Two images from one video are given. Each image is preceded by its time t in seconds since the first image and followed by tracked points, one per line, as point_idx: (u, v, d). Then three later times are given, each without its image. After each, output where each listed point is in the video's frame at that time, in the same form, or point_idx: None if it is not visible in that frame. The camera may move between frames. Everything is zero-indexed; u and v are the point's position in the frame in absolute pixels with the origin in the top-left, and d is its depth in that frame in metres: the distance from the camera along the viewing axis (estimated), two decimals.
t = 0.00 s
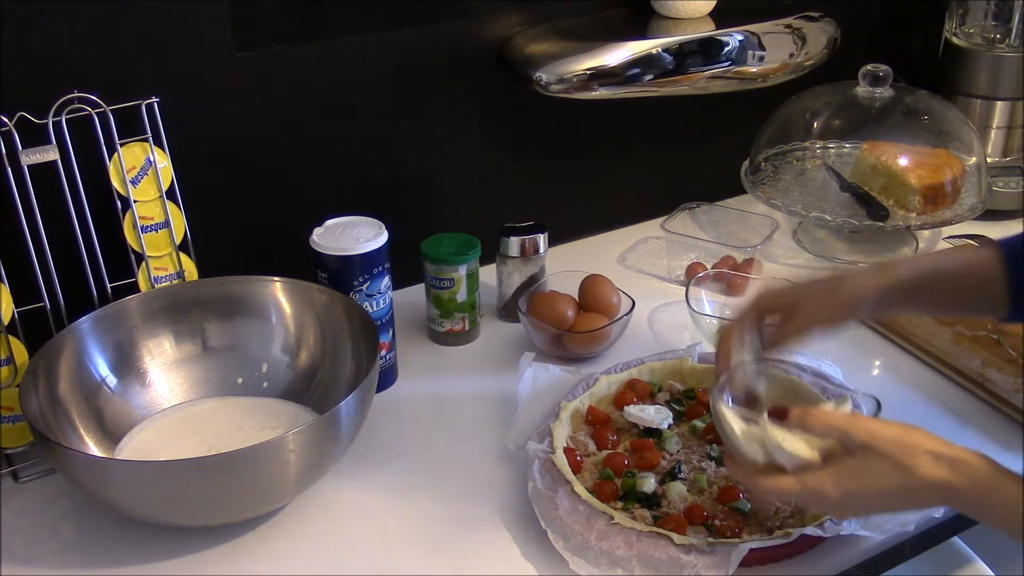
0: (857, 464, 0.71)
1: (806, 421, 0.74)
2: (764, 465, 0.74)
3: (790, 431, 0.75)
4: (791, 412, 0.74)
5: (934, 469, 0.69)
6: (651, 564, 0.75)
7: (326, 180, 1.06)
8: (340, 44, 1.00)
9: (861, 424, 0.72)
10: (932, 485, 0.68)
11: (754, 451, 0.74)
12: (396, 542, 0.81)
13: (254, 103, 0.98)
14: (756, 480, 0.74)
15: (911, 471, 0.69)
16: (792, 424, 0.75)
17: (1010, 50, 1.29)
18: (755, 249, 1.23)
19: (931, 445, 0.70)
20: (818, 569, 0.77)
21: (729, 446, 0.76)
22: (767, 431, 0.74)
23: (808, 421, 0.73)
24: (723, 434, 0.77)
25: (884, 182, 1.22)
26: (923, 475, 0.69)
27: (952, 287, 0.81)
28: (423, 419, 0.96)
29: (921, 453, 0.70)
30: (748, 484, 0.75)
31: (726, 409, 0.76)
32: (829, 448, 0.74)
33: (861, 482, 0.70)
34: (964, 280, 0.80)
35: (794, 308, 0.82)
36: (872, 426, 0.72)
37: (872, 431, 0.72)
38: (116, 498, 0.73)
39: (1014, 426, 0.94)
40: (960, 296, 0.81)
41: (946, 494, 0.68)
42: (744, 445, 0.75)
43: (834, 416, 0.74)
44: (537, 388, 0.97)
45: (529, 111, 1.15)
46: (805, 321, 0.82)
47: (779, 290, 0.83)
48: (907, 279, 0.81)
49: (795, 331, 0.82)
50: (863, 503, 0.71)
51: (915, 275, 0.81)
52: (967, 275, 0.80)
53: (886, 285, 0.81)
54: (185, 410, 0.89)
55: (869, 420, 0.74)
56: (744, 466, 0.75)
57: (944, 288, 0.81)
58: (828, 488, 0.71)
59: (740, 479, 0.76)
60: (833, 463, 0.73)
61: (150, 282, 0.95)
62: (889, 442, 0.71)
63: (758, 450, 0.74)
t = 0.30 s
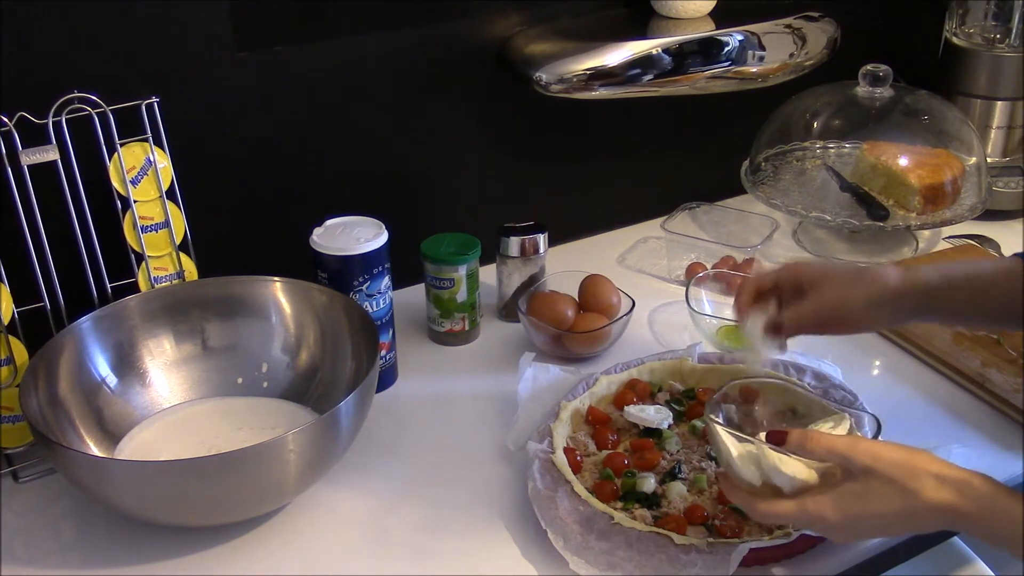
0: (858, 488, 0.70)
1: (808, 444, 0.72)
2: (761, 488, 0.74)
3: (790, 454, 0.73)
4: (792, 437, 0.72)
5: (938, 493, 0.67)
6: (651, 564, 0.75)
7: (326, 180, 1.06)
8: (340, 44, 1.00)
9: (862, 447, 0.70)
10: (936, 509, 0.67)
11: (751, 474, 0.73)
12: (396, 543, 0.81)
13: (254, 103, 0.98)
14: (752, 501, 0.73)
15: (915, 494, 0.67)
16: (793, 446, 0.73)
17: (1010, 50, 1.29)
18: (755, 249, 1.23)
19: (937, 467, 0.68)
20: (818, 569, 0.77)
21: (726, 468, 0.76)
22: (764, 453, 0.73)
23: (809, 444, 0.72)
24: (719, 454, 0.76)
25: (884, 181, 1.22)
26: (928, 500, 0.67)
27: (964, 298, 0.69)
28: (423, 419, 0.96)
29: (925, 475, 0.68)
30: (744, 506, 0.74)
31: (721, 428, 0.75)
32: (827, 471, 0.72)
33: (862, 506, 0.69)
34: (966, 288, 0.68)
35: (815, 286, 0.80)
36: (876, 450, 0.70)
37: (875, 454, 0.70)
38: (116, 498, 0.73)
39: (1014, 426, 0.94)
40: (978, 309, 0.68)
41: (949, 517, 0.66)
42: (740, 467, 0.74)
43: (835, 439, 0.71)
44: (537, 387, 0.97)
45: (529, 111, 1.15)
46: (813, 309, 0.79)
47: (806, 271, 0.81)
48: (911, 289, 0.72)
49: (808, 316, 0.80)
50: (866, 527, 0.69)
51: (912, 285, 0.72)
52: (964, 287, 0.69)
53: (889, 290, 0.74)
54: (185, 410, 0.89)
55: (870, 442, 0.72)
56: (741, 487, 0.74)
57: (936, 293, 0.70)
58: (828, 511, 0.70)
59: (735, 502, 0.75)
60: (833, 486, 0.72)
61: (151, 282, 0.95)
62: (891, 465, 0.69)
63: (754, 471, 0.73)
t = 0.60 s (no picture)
0: (855, 476, 0.70)
1: (805, 430, 0.70)
2: (760, 469, 0.73)
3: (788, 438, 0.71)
4: (789, 422, 0.71)
5: (933, 483, 0.68)
6: (651, 564, 0.75)
7: (325, 180, 1.06)
8: (340, 44, 1.00)
9: (861, 434, 0.70)
10: (931, 500, 0.68)
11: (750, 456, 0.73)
12: (396, 543, 0.81)
13: (254, 103, 0.98)
14: (750, 483, 0.74)
15: (911, 484, 0.68)
16: (791, 431, 0.71)
17: (1009, 50, 1.28)
18: (755, 249, 1.23)
19: (935, 458, 0.69)
20: (818, 569, 0.77)
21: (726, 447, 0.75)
22: (764, 436, 0.71)
23: (806, 431, 0.70)
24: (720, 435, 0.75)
25: (884, 181, 1.22)
26: (924, 491, 0.68)
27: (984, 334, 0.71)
28: (423, 419, 0.96)
29: (923, 466, 0.69)
30: (744, 487, 0.74)
31: (722, 411, 0.74)
32: (827, 454, 0.72)
33: (860, 494, 0.70)
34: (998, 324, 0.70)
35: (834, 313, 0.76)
36: (875, 438, 0.70)
37: (873, 441, 0.70)
38: (117, 498, 0.73)
39: (1014, 426, 0.94)
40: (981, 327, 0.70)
41: (942, 507, 0.67)
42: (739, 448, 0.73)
43: (833, 425, 0.70)
44: (537, 387, 0.97)
45: (529, 111, 1.15)
46: (833, 347, 0.77)
47: (808, 308, 0.77)
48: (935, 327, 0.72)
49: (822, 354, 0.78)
50: (862, 512, 0.70)
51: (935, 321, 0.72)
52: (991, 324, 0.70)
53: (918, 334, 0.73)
54: (185, 410, 0.89)
55: (869, 429, 0.71)
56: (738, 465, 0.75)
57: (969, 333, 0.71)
58: (825, 496, 0.71)
59: (736, 481, 0.75)
60: (831, 470, 0.72)
61: (150, 282, 0.95)
62: (889, 454, 0.69)
63: (753, 453, 0.73)
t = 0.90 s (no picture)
0: (865, 455, 0.67)
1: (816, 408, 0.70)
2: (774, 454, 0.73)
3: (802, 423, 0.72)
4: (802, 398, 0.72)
5: (942, 459, 0.63)
6: (651, 564, 0.75)
7: (325, 180, 1.06)
8: (340, 44, 1.00)
9: (872, 413, 0.67)
10: (938, 479, 0.63)
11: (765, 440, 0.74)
12: (396, 543, 0.81)
13: (254, 103, 0.98)
14: (760, 466, 0.73)
15: (920, 464, 0.64)
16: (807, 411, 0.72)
17: (1010, 50, 1.28)
18: (755, 249, 1.23)
19: (945, 437, 0.65)
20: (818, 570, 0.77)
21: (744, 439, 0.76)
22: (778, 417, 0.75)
23: (818, 407, 0.70)
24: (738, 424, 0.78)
25: (884, 181, 1.22)
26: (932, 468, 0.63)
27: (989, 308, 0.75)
28: (423, 419, 0.96)
29: (935, 443, 0.64)
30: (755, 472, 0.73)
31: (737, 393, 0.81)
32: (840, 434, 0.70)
33: (868, 473, 0.67)
34: (1017, 307, 0.74)
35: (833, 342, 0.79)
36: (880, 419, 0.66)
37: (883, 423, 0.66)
38: (116, 498, 0.73)
39: (1015, 426, 0.94)
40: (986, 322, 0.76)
41: (947, 486, 0.63)
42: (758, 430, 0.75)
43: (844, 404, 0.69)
44: (538, 387, 0.97)
45: (529, 111, 1.15)
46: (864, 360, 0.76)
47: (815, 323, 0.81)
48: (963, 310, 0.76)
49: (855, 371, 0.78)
50: (865, 491, 0.67)
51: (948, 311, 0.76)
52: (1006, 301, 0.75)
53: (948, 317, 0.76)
54: (185, 410, 0.89)
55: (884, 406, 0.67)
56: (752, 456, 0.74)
57: (993, 318, 0.76)
58: (836, 477, 0.68)
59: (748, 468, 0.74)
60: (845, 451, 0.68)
61: (150, 283, 0.94)
62: (899, 429, 0.65)
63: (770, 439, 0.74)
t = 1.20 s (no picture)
0: (877, 513, 0.68)
1: (824, 469, 0.69)
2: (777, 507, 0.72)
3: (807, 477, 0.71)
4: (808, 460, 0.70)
5: (955, 514, 0.65)
6: (651, 564, 0.75)
7: (325, 181, 1.06)
8: (340, 44, 1.00)
9: (877, 471, 0.68)
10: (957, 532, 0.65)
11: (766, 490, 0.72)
12: (395, 543, 0.81)
13: (254, 102, 0.98)
14: (765, 517, 0.72)
15: (931, 515, 0.66)
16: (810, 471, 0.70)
17: (1010, 50, 1.28)
18: (755, 249, 1.23)
19: (955, 488, 0.66)
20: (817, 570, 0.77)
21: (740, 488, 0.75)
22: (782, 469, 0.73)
23: (827, 469, 0.69)
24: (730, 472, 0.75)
25: (884, 181, 1.22)
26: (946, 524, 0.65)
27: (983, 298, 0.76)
28: (423, 419, 0.96)
29: (944, 498, 0.66)
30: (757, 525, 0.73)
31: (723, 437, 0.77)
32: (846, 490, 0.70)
33: (884, 530, 0.68)
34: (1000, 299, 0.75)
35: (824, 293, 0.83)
36: (891, 471, 0.67)
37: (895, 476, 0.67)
38: (117, 499, 0.73)
39: (1014, 425, 0.94)
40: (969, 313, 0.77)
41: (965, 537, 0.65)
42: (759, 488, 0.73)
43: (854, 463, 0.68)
44: (538, 387, 0.97)
45: (529, 111, 1.15)
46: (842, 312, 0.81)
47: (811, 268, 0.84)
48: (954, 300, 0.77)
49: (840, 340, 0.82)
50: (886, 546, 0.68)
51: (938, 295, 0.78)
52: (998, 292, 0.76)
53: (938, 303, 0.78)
54: (185, 410, 0.89)
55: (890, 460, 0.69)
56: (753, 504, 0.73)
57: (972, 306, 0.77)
58: (847, 533, 0.69)
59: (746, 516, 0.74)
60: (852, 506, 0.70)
61: (150, 283, 0.94)
62: (910, 488, 0.67)
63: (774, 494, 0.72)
